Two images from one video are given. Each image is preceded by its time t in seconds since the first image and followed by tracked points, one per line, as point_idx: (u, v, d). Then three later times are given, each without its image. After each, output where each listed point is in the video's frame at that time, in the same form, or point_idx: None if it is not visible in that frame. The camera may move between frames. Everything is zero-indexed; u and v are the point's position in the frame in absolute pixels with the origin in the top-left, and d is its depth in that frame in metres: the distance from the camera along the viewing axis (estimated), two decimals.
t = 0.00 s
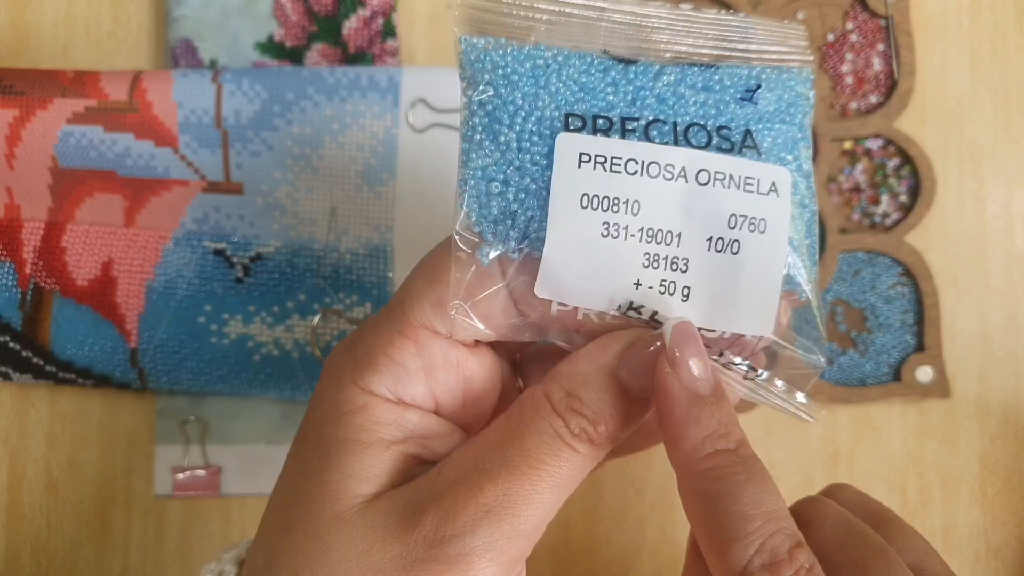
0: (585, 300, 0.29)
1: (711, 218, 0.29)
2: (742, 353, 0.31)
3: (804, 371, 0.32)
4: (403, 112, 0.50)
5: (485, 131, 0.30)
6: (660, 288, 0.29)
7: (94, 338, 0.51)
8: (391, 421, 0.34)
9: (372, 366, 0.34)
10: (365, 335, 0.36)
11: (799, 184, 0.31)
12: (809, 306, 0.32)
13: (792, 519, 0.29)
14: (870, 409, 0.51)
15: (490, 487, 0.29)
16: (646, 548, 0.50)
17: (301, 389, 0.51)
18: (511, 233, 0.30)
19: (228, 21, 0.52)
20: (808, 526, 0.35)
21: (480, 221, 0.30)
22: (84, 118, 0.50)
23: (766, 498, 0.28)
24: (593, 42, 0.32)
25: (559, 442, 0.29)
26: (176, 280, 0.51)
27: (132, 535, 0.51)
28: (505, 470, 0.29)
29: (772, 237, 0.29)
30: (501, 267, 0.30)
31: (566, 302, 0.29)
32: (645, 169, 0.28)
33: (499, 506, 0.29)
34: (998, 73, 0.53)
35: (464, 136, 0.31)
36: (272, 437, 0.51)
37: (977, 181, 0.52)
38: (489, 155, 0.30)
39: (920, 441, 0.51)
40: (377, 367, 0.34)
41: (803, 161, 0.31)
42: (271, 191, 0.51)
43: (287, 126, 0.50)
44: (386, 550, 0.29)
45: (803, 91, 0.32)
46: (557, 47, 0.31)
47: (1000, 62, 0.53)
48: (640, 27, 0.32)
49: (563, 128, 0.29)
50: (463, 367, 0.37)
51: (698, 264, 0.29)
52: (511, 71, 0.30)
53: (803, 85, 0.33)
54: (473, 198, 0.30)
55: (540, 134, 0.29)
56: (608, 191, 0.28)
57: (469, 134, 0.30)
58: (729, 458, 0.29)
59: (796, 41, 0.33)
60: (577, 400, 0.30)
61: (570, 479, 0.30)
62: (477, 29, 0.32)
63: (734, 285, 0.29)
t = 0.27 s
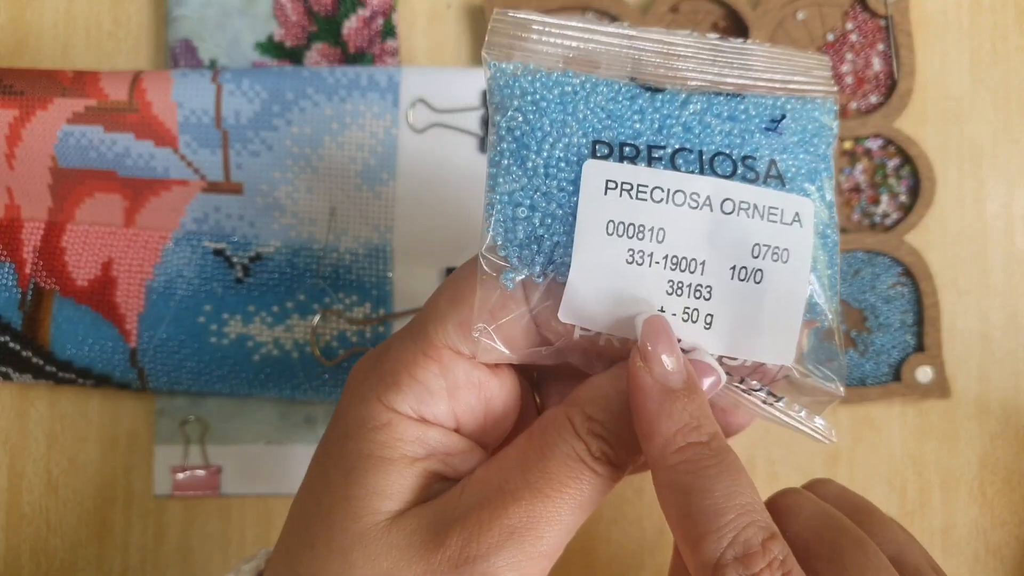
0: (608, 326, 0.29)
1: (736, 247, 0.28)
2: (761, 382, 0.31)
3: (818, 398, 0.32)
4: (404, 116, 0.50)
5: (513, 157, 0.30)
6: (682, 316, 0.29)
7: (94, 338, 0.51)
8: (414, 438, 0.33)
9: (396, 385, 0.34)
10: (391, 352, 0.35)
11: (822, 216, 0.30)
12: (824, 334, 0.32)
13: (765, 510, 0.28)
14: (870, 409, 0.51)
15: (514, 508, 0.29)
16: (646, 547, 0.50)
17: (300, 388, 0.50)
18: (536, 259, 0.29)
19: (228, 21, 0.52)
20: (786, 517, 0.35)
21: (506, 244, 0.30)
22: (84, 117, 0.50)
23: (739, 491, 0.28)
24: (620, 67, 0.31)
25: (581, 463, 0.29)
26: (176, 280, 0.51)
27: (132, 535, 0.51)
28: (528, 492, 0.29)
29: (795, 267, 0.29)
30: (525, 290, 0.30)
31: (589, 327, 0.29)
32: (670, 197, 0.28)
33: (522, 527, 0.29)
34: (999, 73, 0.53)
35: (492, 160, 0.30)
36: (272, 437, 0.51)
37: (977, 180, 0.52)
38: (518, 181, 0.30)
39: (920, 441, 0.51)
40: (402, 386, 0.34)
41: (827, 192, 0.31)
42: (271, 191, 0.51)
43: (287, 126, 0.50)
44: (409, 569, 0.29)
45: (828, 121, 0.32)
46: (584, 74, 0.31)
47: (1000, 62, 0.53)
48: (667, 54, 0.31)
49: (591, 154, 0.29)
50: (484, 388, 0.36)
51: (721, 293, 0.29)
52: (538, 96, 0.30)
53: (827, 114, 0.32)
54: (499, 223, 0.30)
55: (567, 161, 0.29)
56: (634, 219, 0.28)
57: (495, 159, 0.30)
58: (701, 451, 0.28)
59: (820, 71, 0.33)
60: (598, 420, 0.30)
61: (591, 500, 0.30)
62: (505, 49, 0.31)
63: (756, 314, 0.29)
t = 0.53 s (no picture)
0: (609, 335, 0.28)
1: (737, 252, 0.28)
2: (759, 386, 0.30)
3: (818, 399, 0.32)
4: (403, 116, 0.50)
5: (509, 163, 0.29)
6: (684, 323, 0.28)
7: (94, 338, 0.51)
8: (412, 444, 0.33)
9: (393, 391, 0.34)
10: (387, 360, 0.35)
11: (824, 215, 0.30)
12: (823, 335, 0.31)
13: (776, 511, 0.28)
14: (870, 409, 0.51)
15: (513, 510, 0.29)
16: (646, 548, 0.50)
17: (300, 388, 0.50)
18: (535, 267, 0.29)
19: (228, 21, 0.52)
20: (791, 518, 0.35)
21: (504, 253, 0.29)
22: (84, 117, 0.50)
23: (751, 491, 0.28)
24: (617, 69, 0.31)
25: (580, 466, 0.30)
26: (176, 280, 0.51)
27: (132, 535, 0.51)
28: (527, 495, 0.29)
29: (797, 271, 0.28)
30: (524, 297, 0.30)
31: (590, 336, 0.29)
32: (671, 202, 0.27)
33: (522, 530, 0.29)
34: (999, 73, 0.53)
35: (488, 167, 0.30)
36: (271, 437, 0.51)
37: (977, 181, 0.52)
38: (515, 189, 0.29)
39: (919, 441, 0.51)
40: (399, 392, 0.34)
41: (829, 191, 0.30)
42: (271, 190, 0.51)
43: (287, 126, 0.50)
44: (410, 573, 0.29)
45: (829, 116, 0.32)
46: (581, 75, 0.30)
47: (999, 62, 0.53)
48: (665, 52, 0.31)
49: (590, 159, 0.28)
50: (484, 394, 0.36)
51: (723, 299, 0.28)
52: (535, 101, 0.29)
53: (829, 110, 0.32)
54: (496, 232, 0.29)
55: (565, 167, 0.28)
56: (634, 226, 0.27)
57: (491, 166, 0.29)
58: (712, 450, 0.28)
59: (820, 66, 0.32)
60: (597, 425, 0.30)
61: (590, 504, 0.30)
62: (498, 53, 0.31)
63: (759, 319, 0.28)
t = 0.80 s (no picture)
0: (610, 340, 0.28)
1: (742, 256, 0.28)
2: (764, 388, 0.30)
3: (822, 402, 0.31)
4: (405, 117, 0.50)
5: (510, 163, 0.29)
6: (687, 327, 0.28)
7: (94, 338, 0.51)
8: (409, 451, 0.33)
9: (389, 396, 0.34)
10: (383, 364, 0.35)
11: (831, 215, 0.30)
12: (831, 338, 0.30)
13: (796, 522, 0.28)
14: (870, 409, 0.51)
15: (514, 521, 0.29)
16: (645, 547, 0.50)
17: (300, 388, 0.51)
18: (535, 272, 0.29)
19: (228, 21, 0.52)
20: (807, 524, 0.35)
21: (503, 257, 0.29)
22: (84, 118, 0.50)
23: (770, 501, 0.27)
24: (622, 63, 0.31)
25: (580, 475, 0.30)
26: (176, 280, 0.51)
27: (132, 535, 0.51)
28: (527, 505, 0.29)
29: (803, 275, 0.28)
30: (524, 302, 0.29)
31: (590, 340, 0.29)
32: (676, 206, 0.27)
33: (522, 541, 0.29)
34: (998, 73, 0.53)
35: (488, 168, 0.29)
36: (271, 437, 0.51)
37: (977, 180, 0.52)
38: (516, 190, 0.29)
39: (919, 441, 0.51)
40: (395, 398, 0.34)
41: (837, 191, 0.30)
42: (271, 191, 0.51)
43: (287, 126, 0.50)
44: None
45: (838, 113, 0.31)
46: (585, 70, 0.30)
47: (999, 62, 0.53)
48: (670, 47, 0.31)
49: (593, 159, 0.28)
50: (481, 399, 0.36)
51: (727, 303, 0.28)
52: (537, 99, 0.29)
53: (838, 106, 0.31)
54: (496, 233, 0.29)
55: (567, 168, 0.28)
56: (638, 230, 0.27)
57: (492, 166, 0.29)
58: (732, 458, 0.28)
59: (829, 61, 0.32)
60: (599, 432, 0.30)
61: (591, 513, 0.30)
62: (501, 49, 0.31)
63: (763, 323, 0.28)
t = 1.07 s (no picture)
0: (600, 332, 0.28)
1: (732, 245, 0.27)
2: (754, 376, 0.30)
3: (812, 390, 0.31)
4: (404, 117, 0.50)
5: (495, 156, 0.29)
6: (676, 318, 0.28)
7: (94, 338, 0.51)
8: (399, 444, 0.33)
9: (379, 391, 0.34)
10: (371, 358, 0.35)
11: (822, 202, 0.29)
12: (824, 326, 0.30)
13: (805, 520, 0.28)
14: (870, 409, 0.51)
15: (506, 513, 0.29)
16: (645, 547, 0.50)
17: (301, 388, 0.51)
18: (524, 265, 0.29)
19: (228, 21, 0.52)
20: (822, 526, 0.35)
21: (491, 251, 0.29)
22: (84, 118, 0.50)
23: (780, 499, 0.28)
24: (606, 53, 0.30)
25: (572, 465, 0.30)
26: (177, 280, 0.51)
27: (132, 535, 0.51)
28: (520, 497, 0.29)
29: (794, 262, 0.28)
30: (512, 295, 0.30)
31: (580, 333, 0.29)
32: (663, 195, 0.27)
33: (514, 533, 0.29)
34: (998, 74, 0.53)
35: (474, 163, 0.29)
36: (271, 437, 0.52)
37: (976, 180, 0.52)
38: (502, 184, 0.29)
39: (919, 441, 0.51)
40: (385, 392, 0.34)
41: (826, 177, 0.29)
42: (271, 191, 0.51)
43: (287, 126, 0.50)
44: None
45: (826, 98, 0.31)
46: (569, 61, 0.30)
47: (999, 62, 0.53)
48: (655, 37, 0.31)
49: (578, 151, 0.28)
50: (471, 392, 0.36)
51: (718, 294, 0.28)
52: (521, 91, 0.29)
53: (825, 90, 0.31)
54: (483, 228, 0.29)
55: (552, 160, 0.28)
56: (626, 220, 0.27)
57: (477, 161, 0.29)
58: (740, 457, 0.28)
59: (817, 45, 0.32)
60: (591, 422, 0.30)
61: (583, 503, 0.31)
62: (483, 42, 0.30)
63: (755, 313, 0.28)
